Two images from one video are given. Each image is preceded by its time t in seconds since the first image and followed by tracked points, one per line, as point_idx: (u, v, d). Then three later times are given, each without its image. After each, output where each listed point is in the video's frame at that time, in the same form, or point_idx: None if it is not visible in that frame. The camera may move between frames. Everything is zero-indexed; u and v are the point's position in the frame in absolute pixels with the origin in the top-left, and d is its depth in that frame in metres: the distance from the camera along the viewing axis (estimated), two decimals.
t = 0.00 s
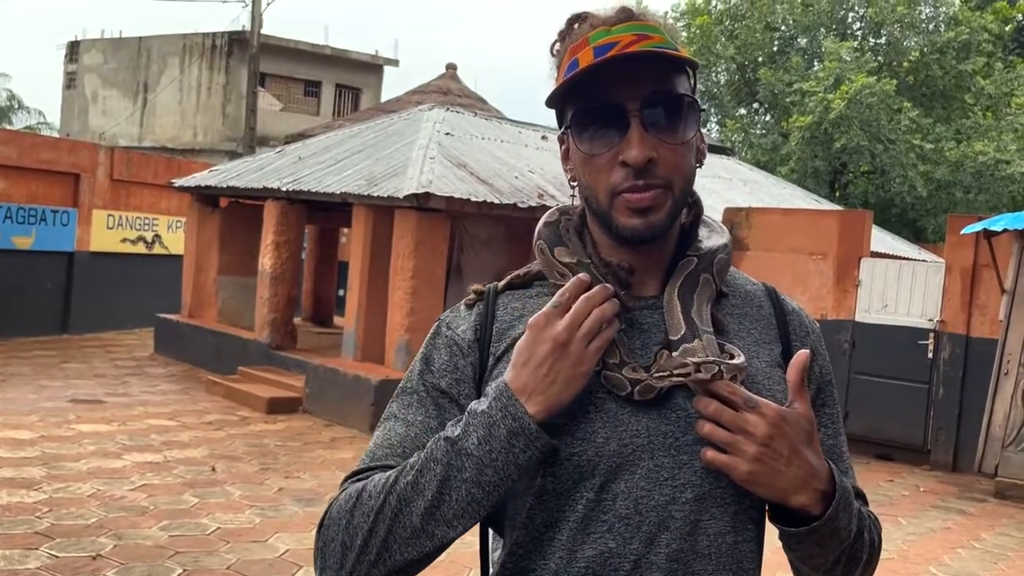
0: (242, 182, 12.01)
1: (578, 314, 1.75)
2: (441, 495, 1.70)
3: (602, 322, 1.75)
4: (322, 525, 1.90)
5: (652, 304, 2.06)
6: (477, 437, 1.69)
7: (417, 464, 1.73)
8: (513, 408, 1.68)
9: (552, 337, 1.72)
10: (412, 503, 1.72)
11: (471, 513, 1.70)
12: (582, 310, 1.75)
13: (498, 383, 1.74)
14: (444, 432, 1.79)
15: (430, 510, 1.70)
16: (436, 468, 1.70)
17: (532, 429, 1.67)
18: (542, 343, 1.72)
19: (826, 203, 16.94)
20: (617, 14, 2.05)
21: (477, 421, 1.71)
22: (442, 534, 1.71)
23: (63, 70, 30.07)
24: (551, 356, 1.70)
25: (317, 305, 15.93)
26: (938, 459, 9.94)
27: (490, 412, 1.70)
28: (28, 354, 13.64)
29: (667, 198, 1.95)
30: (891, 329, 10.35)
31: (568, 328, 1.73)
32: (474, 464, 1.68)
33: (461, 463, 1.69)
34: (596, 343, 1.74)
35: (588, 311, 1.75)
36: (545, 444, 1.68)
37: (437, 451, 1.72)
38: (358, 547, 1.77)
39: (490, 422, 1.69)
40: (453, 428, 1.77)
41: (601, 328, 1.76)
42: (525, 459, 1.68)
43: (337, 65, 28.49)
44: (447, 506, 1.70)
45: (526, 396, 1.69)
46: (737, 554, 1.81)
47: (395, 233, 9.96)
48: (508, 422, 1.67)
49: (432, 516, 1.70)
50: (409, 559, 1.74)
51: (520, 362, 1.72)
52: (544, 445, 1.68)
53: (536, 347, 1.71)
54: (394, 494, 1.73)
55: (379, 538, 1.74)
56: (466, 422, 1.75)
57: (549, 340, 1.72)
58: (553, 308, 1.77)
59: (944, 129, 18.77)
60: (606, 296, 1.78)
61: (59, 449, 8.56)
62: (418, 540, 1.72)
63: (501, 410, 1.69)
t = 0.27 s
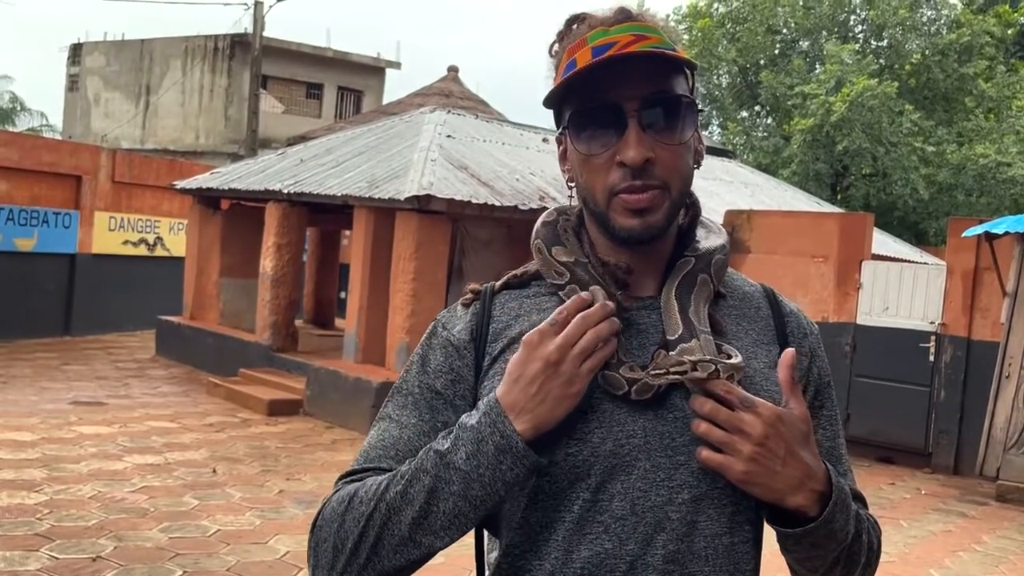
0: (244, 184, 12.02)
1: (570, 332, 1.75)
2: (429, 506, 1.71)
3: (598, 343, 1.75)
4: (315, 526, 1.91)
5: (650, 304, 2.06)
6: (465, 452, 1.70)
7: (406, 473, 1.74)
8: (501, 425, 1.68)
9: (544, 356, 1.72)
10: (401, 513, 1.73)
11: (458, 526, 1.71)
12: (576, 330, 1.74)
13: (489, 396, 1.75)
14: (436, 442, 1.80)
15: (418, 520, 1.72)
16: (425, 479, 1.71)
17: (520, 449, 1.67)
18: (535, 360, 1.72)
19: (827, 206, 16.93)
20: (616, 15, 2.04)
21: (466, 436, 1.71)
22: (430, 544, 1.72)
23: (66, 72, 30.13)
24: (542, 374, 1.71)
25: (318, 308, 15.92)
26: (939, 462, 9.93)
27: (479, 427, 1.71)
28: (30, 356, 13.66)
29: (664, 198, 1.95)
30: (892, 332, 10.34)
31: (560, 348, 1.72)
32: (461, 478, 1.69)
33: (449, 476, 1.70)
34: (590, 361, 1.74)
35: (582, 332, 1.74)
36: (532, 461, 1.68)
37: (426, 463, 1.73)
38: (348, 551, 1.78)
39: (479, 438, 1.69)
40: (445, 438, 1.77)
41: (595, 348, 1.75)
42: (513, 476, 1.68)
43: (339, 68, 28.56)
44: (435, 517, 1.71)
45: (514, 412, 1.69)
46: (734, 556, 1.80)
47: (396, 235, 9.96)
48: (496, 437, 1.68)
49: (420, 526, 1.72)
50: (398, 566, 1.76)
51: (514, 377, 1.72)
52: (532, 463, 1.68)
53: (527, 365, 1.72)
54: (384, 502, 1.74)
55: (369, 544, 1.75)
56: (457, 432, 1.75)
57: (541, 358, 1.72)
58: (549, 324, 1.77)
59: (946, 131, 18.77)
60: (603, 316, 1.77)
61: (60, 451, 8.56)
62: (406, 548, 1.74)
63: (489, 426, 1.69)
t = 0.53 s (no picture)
0: (246, 185, 12.03)
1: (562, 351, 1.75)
2: (423, 519, 1.75)
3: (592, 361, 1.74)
4: (315, 527, 1.95)
5: (649, 305, 2.06)
6: (458, 469, 1.74)
7: (402, 487, 1.79)
8: (493, 444, 1.71)
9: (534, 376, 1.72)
10: (396, 524, 1.77)
11: (451, 538, 1.76)
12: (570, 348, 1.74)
13: (483, 415, 1.77)
14: (432, 456, 1.83)
15: (413, 533, 1.76)
16: (418, 494, 1.76)
17: (512, 470, 1.70)
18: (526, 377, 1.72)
19: (829, 207, 16.90)
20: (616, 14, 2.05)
21: (459, 454, 1.74)
22: (424, 554, 1.77)
23: (68, 73, 30.16)
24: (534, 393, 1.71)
25: (320, 309, 15.92)
26: (941, 464, 9.91)
27: (471, 447, 1.73)
28: (32, 357, 13.68)
29: (666, 170, 1.93)
30: (895, 334, 10.33)
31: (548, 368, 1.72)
32: (453, 495, 1.73)
33: (442, 491, 1.74)
34: (585, 380, 1.74)
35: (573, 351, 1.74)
36: (523, 482, 1.71)
37: (421, 476, 1.78)
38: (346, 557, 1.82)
39: (471, 456, 1.72)
40: (440, 452, 1.81)
41: (588, 366, 1.75)
42: (504, 495, 1.71)
43: (342, 69, 28.59)
44: (429, 529, 1.76)
45: (505, 432, 1.72)
46: (733, 560, 1.80)
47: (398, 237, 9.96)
48: (487, 458, 1.71)
49: (415, 538, 1.77)
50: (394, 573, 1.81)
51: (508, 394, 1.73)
52: (523, 483, 1.71)
53: (519, 383, 1.73)
54: (380, 514, 1.79)
55: (366, 553, 1.80)
56: (452, 448, 1.79)
57: (535, 375, 1.72)
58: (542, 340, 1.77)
59: (948, 133, 18.75)
60: (595, 333, 1.76)
61: (62, 452, 8.57)
62: (401, 558, 1.79)
63: (482, 446, 1.72)
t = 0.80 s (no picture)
0: (248, 185, 12.04)
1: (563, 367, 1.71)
2: (421, 526, 1.77)
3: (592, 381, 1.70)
4: (317, 526, 1.96)
5: (648, 303, 2.07)
6: (456, 481, 1.75)
7: (402, 493, 1.80)
8: (490, 457, 1.72)
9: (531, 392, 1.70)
10: (395, 531, 1.79)
11: (450, 546, 1.77)
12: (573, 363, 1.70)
13: (483, 427, 1.77)
14: (432, 462, 1.84)
15: (412, 538, 1.77)
16: (417, 500, 1.77)
17: (508, 484, 1.70)
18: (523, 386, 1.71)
19: (832, 208, 16.88)
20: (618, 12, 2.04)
21: (457, 465, 1.75)
22: (423, 560, 1.78)
23: (71, 74, 30.20)
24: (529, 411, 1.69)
25: (323, 309, 15.93)
26: (944, 465, 9.89)
27: (470, 458, 1.74)
28: (35, 357, 13.70)
29: (667, 187, 1.94)
30: (897, 334, 10.32)
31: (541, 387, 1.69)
32: (451, 504, 1.74)
33: (439, 500, 1.75)
34: (583, 399, 1.71)
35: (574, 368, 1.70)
36: (519, 497, 1.71)
37: (419, 484, 1.79)
38: (345, 558, 1.84)
39: (469, 469, 1.73)
40: (440, 460, 1.81)
41: (586, 386, 1.71)
42: (501, 510, 1.71)
43: (344, 70, 28.63)
44: (427, 536, 1.77)
45: (501, 446, 1.72)
46: (731, 557, 1.80)
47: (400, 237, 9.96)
48: (485, 470, 1.71)
49: (413, 544, 1.78)
50: None
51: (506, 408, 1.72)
52: (519, 499, 1.71)
53: (518, 397, 1.71)
54: (380, 518, 1.80)
55: (365, 555, 1.81)
56: (452, 456, 1.79)
57: (533, 390, 1.70)
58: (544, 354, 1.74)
59: (951, 134, 18.72)
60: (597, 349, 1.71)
61: (64, 452, 8.58)
62: (400, 562, 1.80)
63: (480, 459, 1.73)
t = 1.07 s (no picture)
0: (250, 185, 12.05)
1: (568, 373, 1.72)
2: (425, 525, 1.77)
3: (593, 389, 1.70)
4: (323, 523, 1.97)
5: (651, 302, 2.07)
6: (460, 482, 1.75)
7: (406, 492, 1.80)
8: (493, 460, 1.72)
9: (530, 394, 1.71)
10: (399, 530, 1.79)
11: (453, 545, 1.77)
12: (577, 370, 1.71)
13: (488, 430, 1.78)
14: (437, 463, 1.84)
15: (415, 537, 1.78)
16: (421, 501, 1.77)
17: (511, 488, 1.70)
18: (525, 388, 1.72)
19: (835, 208, 16.86)
20: (628, 12, 2.05)
21: (462, 466, 1.76)
22: (426, 559, 1.79)
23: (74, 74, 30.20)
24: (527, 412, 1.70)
25: (325, 309, 15.93)
26: (946, 465, 9.88)
27: (475, 459, 1.74)
28: (37, 357, 13.71)
29: (671, 204, 1.94)
30: (900, 334, 10.31)
31: (541, 392, 1.70)
32: (454, 503, 1.75)
33: (443, 498, 1.76)
34: (584, 407, 1.71)
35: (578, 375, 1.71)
36: (522, 500, 1.71)
37: (423, 484, 1.79)
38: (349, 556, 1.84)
39: (473, 470, 1.73)
40: (445, 461, 1.82)
41: (590, 396, 1.71)
42: (504, 511, 1.71)
43: (347, 70, 28.63)
44: (431, 536, 1.77)
45: (504, 448, 1.72)
46: (735, 554, 1.80)
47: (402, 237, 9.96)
48: (488, 473, 1.72)
49: (417, 543, 1.78)
50: None
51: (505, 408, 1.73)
52: (522, 502, 1.71)
53: (520, 398, 1.72)
54: (385, 517, 1.80)
55: (369, 554, 1.82)
56: (458, 458, 1.79)
57: (533, 393, 1.70)
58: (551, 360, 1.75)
59: (954, 134, 18.69)
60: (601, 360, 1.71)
61: (67, 451, 8.58)
62: (405, 561, 1.80)
63: (483, 460, 1.73)
